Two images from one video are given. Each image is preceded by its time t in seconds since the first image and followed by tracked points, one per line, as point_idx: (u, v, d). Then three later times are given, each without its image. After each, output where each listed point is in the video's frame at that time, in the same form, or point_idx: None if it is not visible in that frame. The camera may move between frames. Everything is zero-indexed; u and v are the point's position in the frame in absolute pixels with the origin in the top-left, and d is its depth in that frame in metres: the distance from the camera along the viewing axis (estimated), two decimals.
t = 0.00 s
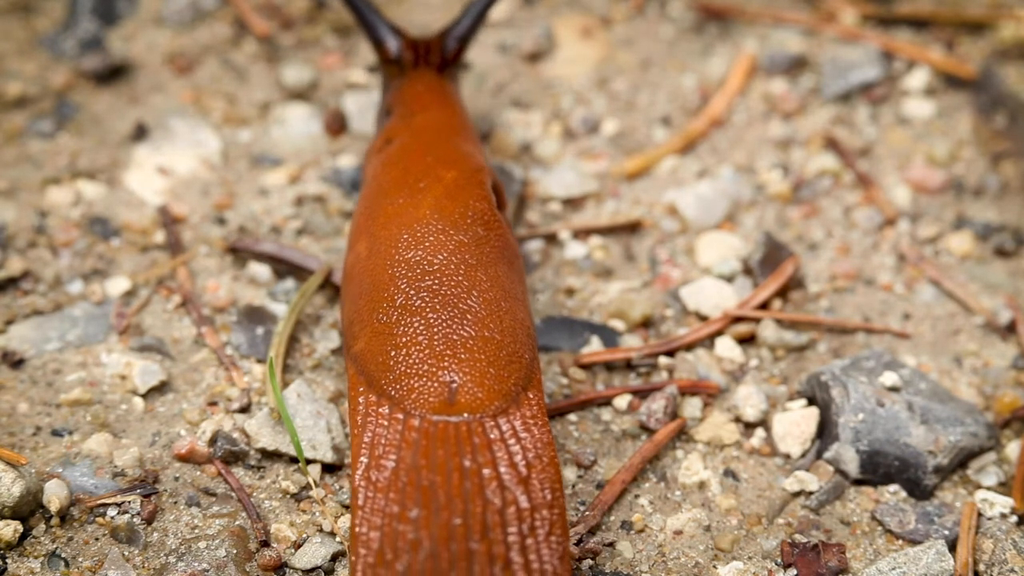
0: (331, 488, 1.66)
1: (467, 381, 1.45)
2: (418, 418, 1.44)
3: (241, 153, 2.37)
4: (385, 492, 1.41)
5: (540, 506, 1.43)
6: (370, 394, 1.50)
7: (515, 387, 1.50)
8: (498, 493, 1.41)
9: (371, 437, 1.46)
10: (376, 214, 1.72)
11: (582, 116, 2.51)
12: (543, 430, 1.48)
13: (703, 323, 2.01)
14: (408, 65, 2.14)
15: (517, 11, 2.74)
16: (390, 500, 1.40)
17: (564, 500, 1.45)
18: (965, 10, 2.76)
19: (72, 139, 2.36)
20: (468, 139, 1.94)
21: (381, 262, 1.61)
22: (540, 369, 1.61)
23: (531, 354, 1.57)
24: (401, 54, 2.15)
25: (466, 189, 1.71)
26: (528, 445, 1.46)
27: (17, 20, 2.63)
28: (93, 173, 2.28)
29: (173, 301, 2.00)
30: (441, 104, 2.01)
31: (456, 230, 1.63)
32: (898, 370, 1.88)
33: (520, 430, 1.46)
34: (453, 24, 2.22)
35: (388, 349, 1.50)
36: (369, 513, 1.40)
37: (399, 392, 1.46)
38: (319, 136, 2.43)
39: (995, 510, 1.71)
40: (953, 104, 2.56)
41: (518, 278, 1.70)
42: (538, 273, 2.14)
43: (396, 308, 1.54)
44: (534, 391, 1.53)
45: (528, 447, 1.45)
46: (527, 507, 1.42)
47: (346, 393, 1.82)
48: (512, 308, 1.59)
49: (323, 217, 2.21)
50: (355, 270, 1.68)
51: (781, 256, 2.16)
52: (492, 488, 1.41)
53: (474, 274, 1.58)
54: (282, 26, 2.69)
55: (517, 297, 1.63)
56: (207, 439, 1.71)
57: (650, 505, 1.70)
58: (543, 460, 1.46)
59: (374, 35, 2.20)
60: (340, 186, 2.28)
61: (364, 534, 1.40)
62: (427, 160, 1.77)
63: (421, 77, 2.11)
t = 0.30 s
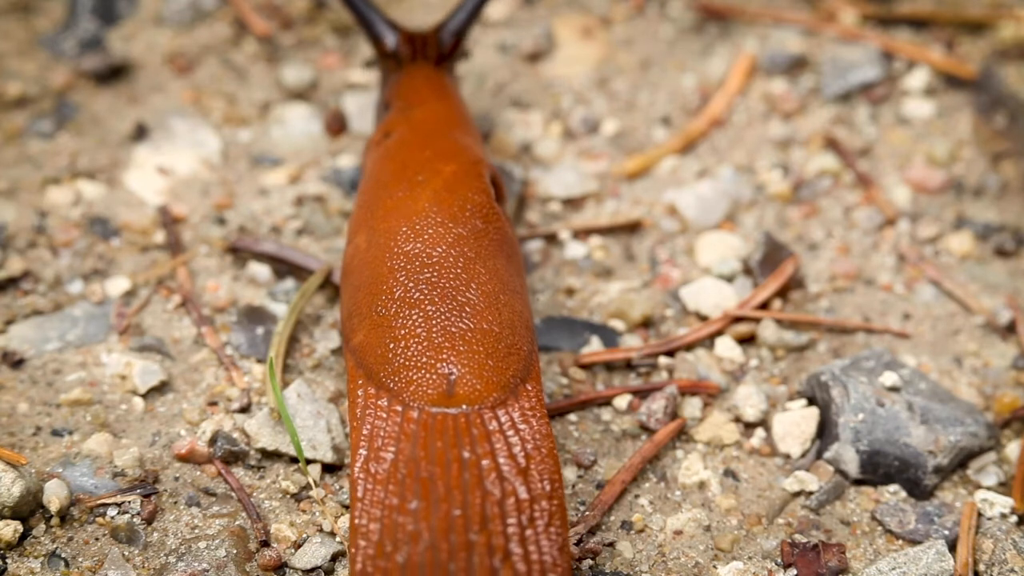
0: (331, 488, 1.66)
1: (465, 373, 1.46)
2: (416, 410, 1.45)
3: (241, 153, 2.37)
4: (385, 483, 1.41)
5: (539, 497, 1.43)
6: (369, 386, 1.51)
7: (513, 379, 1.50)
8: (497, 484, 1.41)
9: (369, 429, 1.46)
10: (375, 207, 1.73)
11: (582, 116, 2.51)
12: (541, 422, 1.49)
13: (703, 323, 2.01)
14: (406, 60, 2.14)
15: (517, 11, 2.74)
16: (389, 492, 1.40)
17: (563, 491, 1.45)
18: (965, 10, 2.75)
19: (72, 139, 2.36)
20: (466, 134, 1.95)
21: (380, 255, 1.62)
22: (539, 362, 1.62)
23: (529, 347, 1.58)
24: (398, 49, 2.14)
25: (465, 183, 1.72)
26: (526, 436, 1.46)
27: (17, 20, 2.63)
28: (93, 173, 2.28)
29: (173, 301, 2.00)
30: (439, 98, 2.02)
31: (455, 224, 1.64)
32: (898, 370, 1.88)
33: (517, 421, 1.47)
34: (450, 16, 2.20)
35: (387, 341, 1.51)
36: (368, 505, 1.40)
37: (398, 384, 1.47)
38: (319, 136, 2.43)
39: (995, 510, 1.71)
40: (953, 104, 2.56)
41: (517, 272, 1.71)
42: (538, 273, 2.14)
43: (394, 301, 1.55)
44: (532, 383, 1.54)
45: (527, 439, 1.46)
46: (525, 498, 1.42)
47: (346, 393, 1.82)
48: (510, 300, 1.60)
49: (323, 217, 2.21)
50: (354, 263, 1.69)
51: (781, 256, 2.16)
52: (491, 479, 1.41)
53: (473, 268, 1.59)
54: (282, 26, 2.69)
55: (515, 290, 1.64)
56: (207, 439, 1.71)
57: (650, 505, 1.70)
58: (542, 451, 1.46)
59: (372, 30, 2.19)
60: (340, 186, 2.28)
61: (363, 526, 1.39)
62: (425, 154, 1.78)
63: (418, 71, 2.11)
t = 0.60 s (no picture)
0: (331, 488, 1.66)
1: (465, 364, 1.46)
2: (415, 401, 1.45)
3: (241, 153, 2.37)
4: (384, 474, 1.41)
5: (539, 488, 1.43)
6: (368, 378, 1.51)
7: (512, 371, 1.50)
8: (497, 474, 1.42)
9: (369, 420, 1.46)
10: (375, 200, 1.73)
11: (582, 116, 2.51)
12: (541, 413, 1.49)
13: (703, 323, 2.01)
14: (405, 53, 2.13)
15: (517, 11, 2.74)
16: (388, 482, 1.41)
17: (562, 482, 1.45)
18: (965, 10, 2.75)
19: (72, 139, 2.36)
20: (466, 127, 1.95)
21: (379, 247, 1.62)
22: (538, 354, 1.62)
23: (529, 339, 1.58)
24: (397, 43, 2.14)
25: (465, 177, 1.73)
26: (526, 428, 1.47)
27: (17, 20, 2.63)
28: (92, 173, 2.28)
29: (173, 301, 2.00)
30: (439, 91, 2.02)
31: (455, 217, 1.64)
32: (898, 370, 1.88)
33: (517, 412, 1.47)
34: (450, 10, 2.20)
35: (386, 333, 1.51)
36: (368, 496, 1.40)
37: (397, 375, 1.47)
38: (319, 136, 2.43)
39: (995, 510, 1.71)
40: (953, 104, 2.56)
41: (516, 264, 1.71)
42: (538, 273, 2.14)
43: (394, 293, 1.55)
44: (531, 375, 1.54)
45: (526, 430, 1.46)
46: (525, 488, 1.42)
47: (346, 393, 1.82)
48: (510, 292, 1.60)
49: (323, 217, 2.21)
50: (353, 255, 1.69)
51: (780, 256, 2.16)
52: (490, 469, 1.42)
53: (473, 260, 1.59)
54: (282, 26, 2.69)
55: (515, 282, 1.64)
56: (207, 439, 1.71)
57: (650, 505, 1.70)
58: (542, 442, 1.46)
59: (371, 25, 2.19)
60: (340, 187, 2.28)
61: (363, 517, 1.40)
62: (425, 147, 1.79)
63: (418, 64, 2.11)
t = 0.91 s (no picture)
0: (331, 488, 1.66)
1: (462, 357, 1.47)
2: (413, 393, 1.45)
3: (241, 153, 2.37)
4: (382, 467, 1.42)
5: (537, 479, 1.43)
6: (365, 371, 1.51)
7: (510, 363, 1.51)
8: (494, 466, 1.42)
9: (366, 413, 1.46)
10: (373, 194, 1.73)
11: (582, 116, 2.51)
12: (538, 404, 1.49)
13: (703, 323, 2.01)
14: (404, 49, 2.13)
15: (516, 11, 2.74)
16: (386, 475, 1.41)
17: (560, 473, 1.46)
18: (964, 10, 2.75)
19: (72, 139, 2.36)
20: (464, 121, 1.95)
21: (377, 240, 1.62)
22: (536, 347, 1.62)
23: (527, 331, 1.58)
24: (396, 38, 2.14)
25: (463, 170, 1.73)
26: (523, 419, 1.47)
27: (17, 20, 2.63)
28: (92, 173, 2.28)
29: (173, 301, 2.00)
30: (438, 86, 2.02)
31: (453, 210, 1.64)
32: (898, 370, 1.88)
33: (515, 404, 1.47)
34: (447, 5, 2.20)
35: (384, 326, 1.51)
36: (367, 488, 1.41)
37: (394, 368, 1.47)
38: (319, 136, 2.43)
39: (995, 510, 1.71)
40: (953, 105, 2.56)
41: (515, 257, 1.71)
42: (538, 273, 2.14)
43: (392, 286, 1.55)
44: (529, 367, 1.54)
45: (524, 421, 1.47)
46: (523, 480, 1.42)
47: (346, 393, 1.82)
48: (508, 285, 1.60)
49: (323, 217, 2.21)
50: (352, 248, 1.69)
51: (781, 256, 2.16)
52: (488, 461, 1.42)
53: (471, 252, 1.60)
54: (282, 26, 2.69)
55: (513, 275, 1.65)
56: (207, 439, 1.71)
57: (650, 505, 1.70)
58: (540, 434, 1.47)
59: (369, 21, 2.19)
60: (340, 187, 2.28)
61: (361, 509, 1.40)
62: (424, 141, 1.78)
63: (416, 59, 2.11)
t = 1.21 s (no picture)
0: (330, 488, 1.67)
1: (459, 349, 1.47)
2: (410, 386, 1.46)
3: (241, 153, 2.37)
4: (380, 459, 1.42)
5: (535, 470, 1.43)
6: (363, 364, 1.51)
7: (507, 354, 1.51)
8: (492, 457, 1.42)
9: (364, 406, 1.47)
10: (371, 187, 1.73)
11: (581, 116, 2.51)
12: (536, 395, 1.50)
13: (703, 323, 2.01)
14: (402, 47, 2.13)
15: (516, 11, 2.74)
16: (384, 467, 1.41)
17: (558, 464, 1.46)
18: (964, 10, 2.75)
19: (72, 139, 2.36)
20: (462, 115, 1.95)
21: (375, 233, 1.62)
22: (534, 338, 1.62)
23: (524, 322, 1.58)
24: (393, 37, 2.14)
25: (461, 162, 1.72)
26: (521, 411, 1.47)
27: (17, 20, 2.63)
28: (92, 173, 2.28)
29: (173, 301, 2.00)
30: (436, 81, 2.02)
31: (450, 202, 1.64)
32: (898, 370, 1.88)
33: (512, 395, 1.48)
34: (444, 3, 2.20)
35: (381, 319, 1.52)
36: (364, 481, 1.41)
37: (392, 361, 1.48)
38: (319, 136, 2.43)
39: (995, 510, 1.71)
40: (953, 105, 2.56)
41: (512, 249, 1.71)
42: (538, 273, 2.14)
43: (389, 279, 1.55)
44: (526, 358, 1.55)
45: (522, 412, 1.47)
46: (521, 470, 1.43)
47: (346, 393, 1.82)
48: (506, 277, 1.61)
49: (323, 217, 2.21)
50: (350, 241, 1.69)
51: (780, 256, 2.16)
52: (485, 452, 1.42)
53: (468, 245, 1.60)
54: (282, 26, 2.69)
55: (511, 267, 1.65)
56: (207, 439, 1.71)
57: (650, 505, 1.70)
58: (537, 424, 1.47)
59: (367, 20, 2.19)
60: (340, 187, 2.28)
61: (359, 502, 1.40)
62: (422, 134, 1.78)
63: (415, 55, 2.11)
